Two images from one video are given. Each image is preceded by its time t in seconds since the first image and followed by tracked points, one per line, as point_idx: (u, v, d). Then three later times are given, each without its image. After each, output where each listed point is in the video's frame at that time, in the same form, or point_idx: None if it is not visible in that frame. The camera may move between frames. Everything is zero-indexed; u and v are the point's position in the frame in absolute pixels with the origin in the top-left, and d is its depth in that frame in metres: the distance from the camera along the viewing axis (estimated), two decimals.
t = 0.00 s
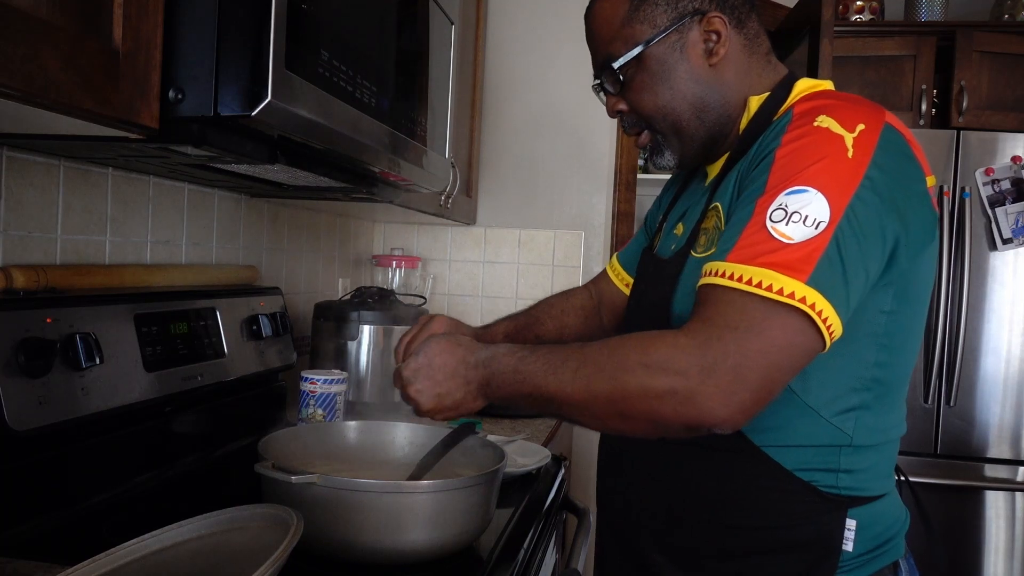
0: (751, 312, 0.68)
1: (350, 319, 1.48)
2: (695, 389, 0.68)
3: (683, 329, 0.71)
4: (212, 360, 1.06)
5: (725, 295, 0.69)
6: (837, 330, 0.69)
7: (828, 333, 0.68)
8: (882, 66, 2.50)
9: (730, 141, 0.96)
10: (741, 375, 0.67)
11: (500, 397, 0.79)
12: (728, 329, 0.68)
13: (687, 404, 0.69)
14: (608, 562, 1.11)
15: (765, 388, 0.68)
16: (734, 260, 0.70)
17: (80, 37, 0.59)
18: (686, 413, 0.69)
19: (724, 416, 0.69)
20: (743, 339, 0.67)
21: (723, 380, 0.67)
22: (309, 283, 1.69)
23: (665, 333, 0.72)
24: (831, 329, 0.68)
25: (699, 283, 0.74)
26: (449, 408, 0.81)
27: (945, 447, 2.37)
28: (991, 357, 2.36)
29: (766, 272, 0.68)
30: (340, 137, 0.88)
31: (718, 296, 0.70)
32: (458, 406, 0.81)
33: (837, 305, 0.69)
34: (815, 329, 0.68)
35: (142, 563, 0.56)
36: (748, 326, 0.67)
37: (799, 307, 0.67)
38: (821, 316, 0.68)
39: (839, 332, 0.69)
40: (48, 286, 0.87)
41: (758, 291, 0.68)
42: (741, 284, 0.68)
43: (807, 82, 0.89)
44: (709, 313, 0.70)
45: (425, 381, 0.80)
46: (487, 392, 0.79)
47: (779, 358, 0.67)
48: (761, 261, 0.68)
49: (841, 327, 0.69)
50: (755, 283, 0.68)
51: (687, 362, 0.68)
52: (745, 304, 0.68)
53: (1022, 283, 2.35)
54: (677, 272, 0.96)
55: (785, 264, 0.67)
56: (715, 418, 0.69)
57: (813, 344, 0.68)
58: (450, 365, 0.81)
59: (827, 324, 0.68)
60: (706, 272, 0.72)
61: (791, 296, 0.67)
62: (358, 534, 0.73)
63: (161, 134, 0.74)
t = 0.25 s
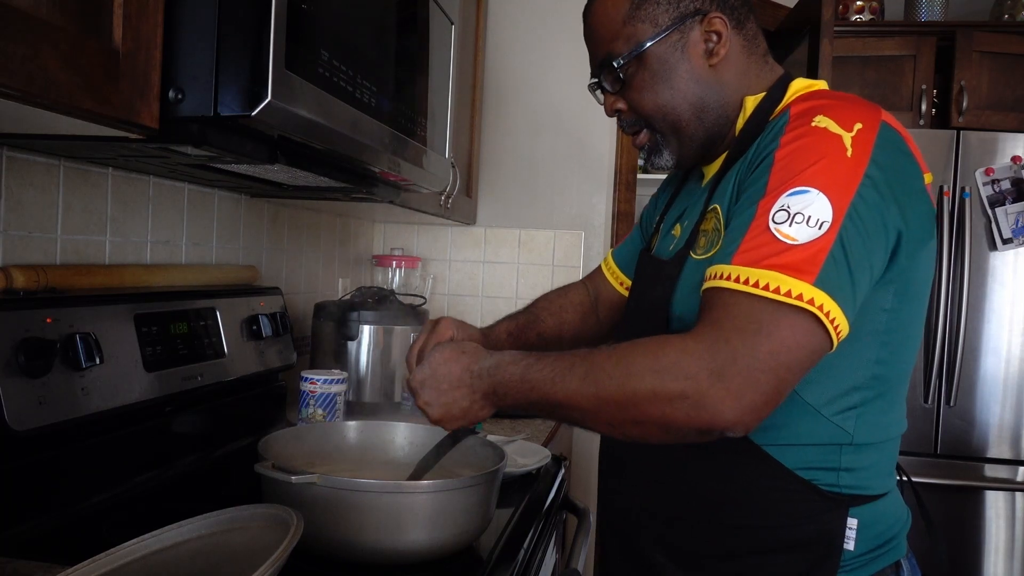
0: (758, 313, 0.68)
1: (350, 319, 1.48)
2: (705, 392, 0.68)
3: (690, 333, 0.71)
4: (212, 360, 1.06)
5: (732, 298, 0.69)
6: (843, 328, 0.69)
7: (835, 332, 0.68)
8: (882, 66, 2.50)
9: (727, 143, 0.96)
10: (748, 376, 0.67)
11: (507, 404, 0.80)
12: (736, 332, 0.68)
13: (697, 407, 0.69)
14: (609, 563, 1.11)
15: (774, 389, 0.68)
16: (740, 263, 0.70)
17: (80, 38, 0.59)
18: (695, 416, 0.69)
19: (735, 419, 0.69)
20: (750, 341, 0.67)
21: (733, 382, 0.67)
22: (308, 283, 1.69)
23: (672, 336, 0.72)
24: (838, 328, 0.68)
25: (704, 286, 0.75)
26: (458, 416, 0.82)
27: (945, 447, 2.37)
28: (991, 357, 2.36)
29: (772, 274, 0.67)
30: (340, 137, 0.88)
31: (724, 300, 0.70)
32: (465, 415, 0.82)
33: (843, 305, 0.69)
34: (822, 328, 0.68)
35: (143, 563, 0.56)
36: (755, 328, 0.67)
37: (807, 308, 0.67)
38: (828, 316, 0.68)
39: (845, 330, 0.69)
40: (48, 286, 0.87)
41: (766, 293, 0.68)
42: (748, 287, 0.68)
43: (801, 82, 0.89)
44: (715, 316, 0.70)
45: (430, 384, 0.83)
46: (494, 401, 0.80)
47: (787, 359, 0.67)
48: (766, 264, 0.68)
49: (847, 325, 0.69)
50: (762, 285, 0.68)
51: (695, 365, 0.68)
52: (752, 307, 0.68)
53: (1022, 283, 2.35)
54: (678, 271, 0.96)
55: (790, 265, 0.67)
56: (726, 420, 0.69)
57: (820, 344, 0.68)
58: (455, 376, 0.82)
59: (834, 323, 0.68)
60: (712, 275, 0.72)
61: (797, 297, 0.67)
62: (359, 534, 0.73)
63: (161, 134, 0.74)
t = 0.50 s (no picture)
0: (753, 313, 0.68)
1: (350, 320, 1.48)
2: (701, 393, 0.68)
3: (685, 333, 0.71)
4: (212, 360, 1.06)
5: (728, 299, 0.69)
6: (838, 328, 0.69)
7: (830, 332, 0.68)
8: (883, 66, 2.50)
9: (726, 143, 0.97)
10: (745, 376, 0.67)
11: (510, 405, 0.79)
12: (731, 333, 0.68)
13: (693, 408, 0.69)
14: (609, 562, 1.11)
15: (769, 388, 0.68)
16: (736, 264, 0.70)
17: (80, 38, 0.59)
18: (692, 417, 0.69)
19: (731, 419, 0.69)
20: (745, 342, 0.67)
21: (729, 382, 0.67)
22: (308, 283, 1.69)
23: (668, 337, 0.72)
24: (833, 327, 0.68)
25: (701, 287, 0.75)
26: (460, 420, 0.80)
27: (945, 447, 2.37)
28: (991, 357, 2.36)
29: (768, 274, 0.67)
30: (340, 137, 0.88)
31: (721, 300, 0.70)
32: (467, 421, 0.81)
33: (839, 305, 0.69)
34: (817, 328, 0.68)
35: (143, 563, 0.56)
36: (751, 328, 0.68)
37: (803, 308, 0.67)
38: (823, 316, 0.68)
39: (840, 330, 0.69)
40: (48, 286, 0.87)
41: (762, 293, 0.68)
42: (745, 287, 0.68)
43: (798, 82, 0.89)
44: (711, 317, 0.70)
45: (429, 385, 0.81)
46: (496, 402, 0.79)
47: (782, 359, 0.67)
48: (762, 264, 0.68)
49: (843, 325, 0.69)
50: (758, 285, 0.68)
51: (691, 366, 0.68)
52: (747, 307, 0.68)
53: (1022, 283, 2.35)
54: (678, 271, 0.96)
55: (786, 265, 0.67)
56: (722, 421, 0.69)
57: (815, 343, 0.68)
58: (454, 381, 0.80)
59: (830, 323, 0.68)
60: (709, 276, 0.72)
61: (793, 297, 0.67)
62: (358, 534, 0.73)
63: (161, 134, 0.74)
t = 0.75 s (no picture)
0: (748, 315, 0.68)
1: (350, 319, 1.48)
2: (697, 395, 0.68)
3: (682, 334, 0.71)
4: (212, 360, 1.06)
5: (724, 299, 0.69)
6: (834, 329, 0.69)
7: (826, 333, 0.68)
8: (883, 66, 2.50)
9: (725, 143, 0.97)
10: (744, 375, 0.67)
11: (506, 399, 0.79)
12: (727, 333, 0.68)
13: (689, 409, 0.69)
14: (608, 562, 1.11)
15: (765, 388, 0.68)
16: (732, 264, 0.69)
17: (80, 38, 0.59)
18: (688, 418, 0.69)
19: (728, 420, 0.69)
20: (742, 343, 0.67)
21: (725, 384, 0.67)
22: (309, 283, 1.69)
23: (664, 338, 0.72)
24: (828, 329, 0.68)
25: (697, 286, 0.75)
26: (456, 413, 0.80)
27: (945, 447, 2.37)
28: (991, 357, 2.36)
29: (764, 274, 0.67)
30: (339, 137, 0.88)
31: (717, 300, 0.70)
32: (465, 416, 0.80)
33: (835, 306, 0.69)
34: (812, 329, 0.68)
35: (144, 563, 0.56)
36: (746, 329, 0.68)
37: (798, 310, 0.67)
38: (819, 317, 0.68)
39: (836, 330, 0.69)
40: (48, 286, 0.87)
41: (757, 294, 0.68)
42: (740, 288, 0.68)
43: (798, 82, 0.90)
44: (707, 317, 0.70)
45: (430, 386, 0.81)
46: (494, 395, 0.79)
47: (777, 358, 0.67)
48: (759, 264, 0.68)
49: (839, 327, 0.69)
50: (754, 286, 0.68)
51: (688, 366, 0.68)
52: (743, 307, 0.68)
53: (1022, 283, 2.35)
54: (677, 271, 0.96)
55: (782, 266, 0.67)
56: (719, 422, 0.69)
57: (811, 344, 0.68)
58: (452, 373, 0.81)
59: (825, 324, 0.68)
60: (705, 276, 0.72)
61: (788, 297, 0.67)
62: (357, 534, 0.73)
63: (161, 134, 0.74)
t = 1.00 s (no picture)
0: (747, 316, 0.68)
1: (350, 320, 1.48)
2: (696, 395, 0.68)
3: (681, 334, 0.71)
4: (212, 360, 1.06)
5: (724, 300, 0.69)
6: (834, 331, 0.69)
7: (825, 335, 0.68)
8: (883, 66, 2.50)
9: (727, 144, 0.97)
10: (743, 375, 0.67)
11: (505, 404, 0.78)
12: (726, 334, 0.68)
13: (689, 409, 0.69)
14: (608, 562, 1.11)
15: (765, 388, 0.68)
16: (732, 265, 0.69)
17: (80, 38, 0.59)
18: (687, 418, 0.69)
19: (726, 420, 0.69)
20: (741, 344, 0.67)
21: (724, 385, 0.67)
22: (309, 283, 1.69)
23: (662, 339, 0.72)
24: (828, 331, 0.68)
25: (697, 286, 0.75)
26: (454, 419, 0.80)
27: (945, 447, 2.37)
28: (991, 357, 2.36)
29: (765, 276, 0.67)
30: (339, 137, 0.88)
31: (716, 301, 0.70)
32: (463, 422, 0.80)
33: (834, 308, 0.69)
34: (811, 331, 0.68)
35: (143, 562, 0.56)
36: (745, 330, 0.68)
37: (798, 312, 0.67)
38: (818, 319, 0.68)
39: (835, 333, 0.69)
40: (48, 286, 0.87)
41: (756, 295, 0.68)
42: (740, 289, 0.68)
43: (803, 82, 0.89)
44: (706, 318, 0.70)
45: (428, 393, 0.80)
46: (492, 400, 0.79)
47: (776, 359, 0.67)
48: (759, 266, 0.68)
49: (838, 329, 0.69)
50: (753, 287, 0.68)
51: (687, 367, 0.68)
52: (742, 309, 0.68)
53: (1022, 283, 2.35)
54: (677, 271, 0.96)
55: (782, 267, 0.67)
56: (719, 422, 0.69)
57: (809, 346, 0.68)
58: (450, 377, 0.81)
59: (824, 327, 0.68)
60: (705, 276, 0.72)
61: (788, 299, 0.67)
62: (357, 534, 0.73)
63: (160, 134, 0.74)
